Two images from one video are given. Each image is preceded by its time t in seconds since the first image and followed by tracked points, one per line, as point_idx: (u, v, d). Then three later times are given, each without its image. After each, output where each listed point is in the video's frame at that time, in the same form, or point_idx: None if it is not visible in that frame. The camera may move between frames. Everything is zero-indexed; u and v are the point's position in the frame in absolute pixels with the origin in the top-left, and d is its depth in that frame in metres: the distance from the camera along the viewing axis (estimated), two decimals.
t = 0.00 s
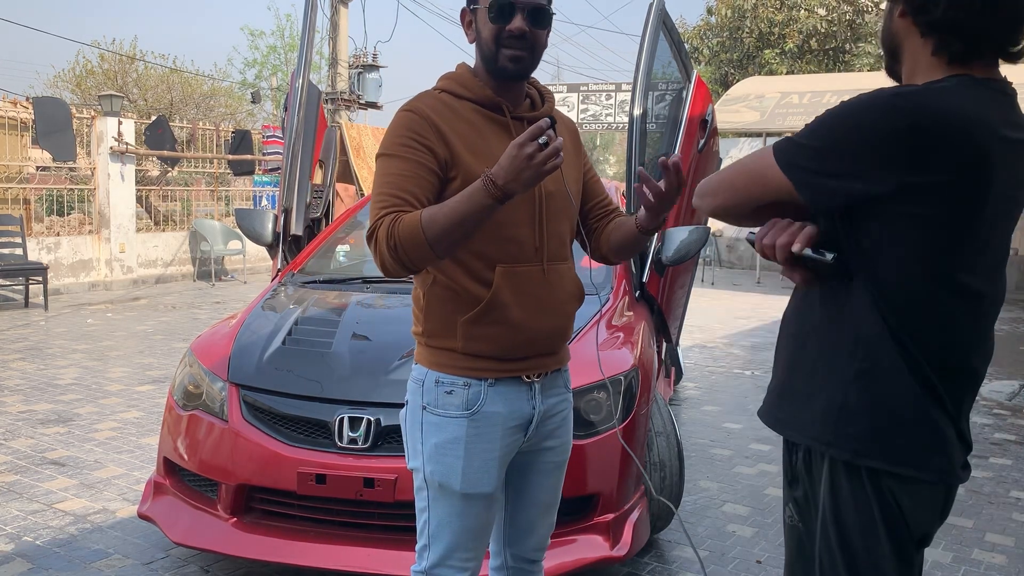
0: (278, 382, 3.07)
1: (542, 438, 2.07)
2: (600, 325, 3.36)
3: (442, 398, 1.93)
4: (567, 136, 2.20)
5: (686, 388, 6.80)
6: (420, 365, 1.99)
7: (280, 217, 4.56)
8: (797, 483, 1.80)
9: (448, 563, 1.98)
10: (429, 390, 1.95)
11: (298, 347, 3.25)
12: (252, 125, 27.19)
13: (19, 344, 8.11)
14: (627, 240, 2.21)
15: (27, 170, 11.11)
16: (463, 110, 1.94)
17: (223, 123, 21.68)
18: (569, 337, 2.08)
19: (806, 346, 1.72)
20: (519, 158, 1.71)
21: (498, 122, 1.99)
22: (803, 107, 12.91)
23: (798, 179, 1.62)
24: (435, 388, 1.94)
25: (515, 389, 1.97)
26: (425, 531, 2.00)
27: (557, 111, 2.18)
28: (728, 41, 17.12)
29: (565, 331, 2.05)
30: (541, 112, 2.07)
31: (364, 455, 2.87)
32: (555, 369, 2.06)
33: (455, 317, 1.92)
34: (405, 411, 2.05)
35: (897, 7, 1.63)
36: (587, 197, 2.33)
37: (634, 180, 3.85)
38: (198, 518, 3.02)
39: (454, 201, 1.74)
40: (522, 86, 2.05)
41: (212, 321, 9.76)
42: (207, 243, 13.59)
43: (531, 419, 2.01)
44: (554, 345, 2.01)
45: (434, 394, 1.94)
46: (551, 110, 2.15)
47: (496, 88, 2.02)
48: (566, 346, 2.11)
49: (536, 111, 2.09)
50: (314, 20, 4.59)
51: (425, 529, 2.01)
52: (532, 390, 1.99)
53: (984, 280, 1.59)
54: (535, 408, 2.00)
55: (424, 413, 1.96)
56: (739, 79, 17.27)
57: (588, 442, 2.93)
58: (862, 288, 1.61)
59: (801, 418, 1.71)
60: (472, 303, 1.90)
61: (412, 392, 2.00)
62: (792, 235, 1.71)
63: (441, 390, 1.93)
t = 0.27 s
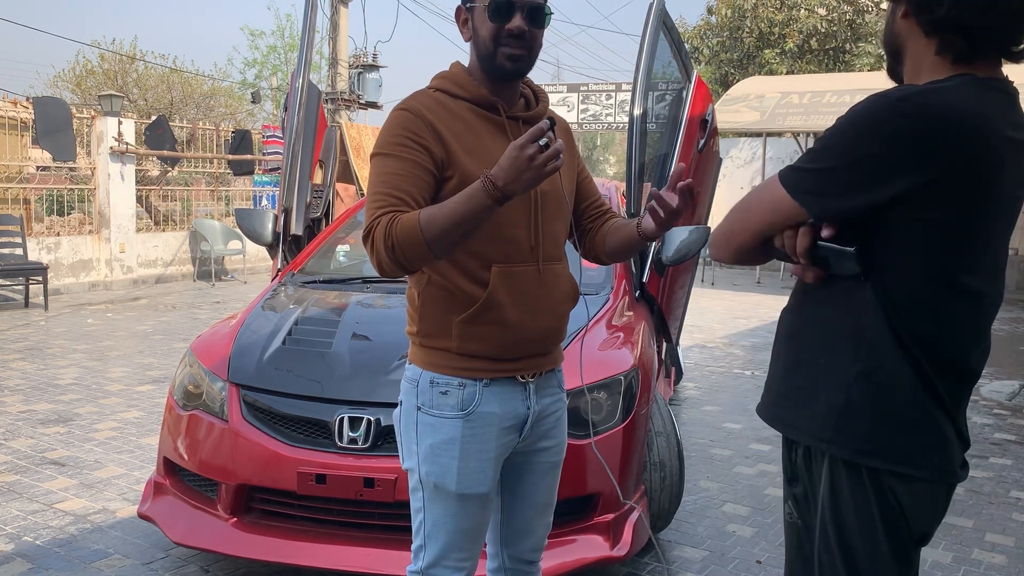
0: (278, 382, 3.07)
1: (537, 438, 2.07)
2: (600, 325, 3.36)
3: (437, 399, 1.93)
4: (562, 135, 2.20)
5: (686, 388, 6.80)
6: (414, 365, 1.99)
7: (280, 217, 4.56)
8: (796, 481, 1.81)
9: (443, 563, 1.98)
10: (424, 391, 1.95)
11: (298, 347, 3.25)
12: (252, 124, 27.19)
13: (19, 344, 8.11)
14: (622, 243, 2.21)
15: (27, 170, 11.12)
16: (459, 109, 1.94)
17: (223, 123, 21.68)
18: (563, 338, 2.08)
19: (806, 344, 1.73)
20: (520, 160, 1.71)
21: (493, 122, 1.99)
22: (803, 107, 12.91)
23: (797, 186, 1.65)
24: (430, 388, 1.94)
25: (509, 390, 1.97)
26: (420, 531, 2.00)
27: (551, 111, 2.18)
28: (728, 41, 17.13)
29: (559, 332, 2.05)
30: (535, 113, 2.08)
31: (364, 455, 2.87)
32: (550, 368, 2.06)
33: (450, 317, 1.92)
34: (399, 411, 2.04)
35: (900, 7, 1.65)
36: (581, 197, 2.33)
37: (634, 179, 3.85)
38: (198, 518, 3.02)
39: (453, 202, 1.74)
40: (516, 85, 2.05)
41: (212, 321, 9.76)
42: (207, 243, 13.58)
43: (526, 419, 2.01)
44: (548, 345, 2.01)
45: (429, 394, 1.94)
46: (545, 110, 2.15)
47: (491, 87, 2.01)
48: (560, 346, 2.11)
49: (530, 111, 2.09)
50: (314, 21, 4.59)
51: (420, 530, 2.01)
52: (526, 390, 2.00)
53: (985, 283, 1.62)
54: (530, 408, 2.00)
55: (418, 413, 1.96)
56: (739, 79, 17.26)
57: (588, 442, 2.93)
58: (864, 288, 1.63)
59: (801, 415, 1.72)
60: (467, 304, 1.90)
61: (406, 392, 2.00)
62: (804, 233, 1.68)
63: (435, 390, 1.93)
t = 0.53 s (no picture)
0: (278, 382, 3.07)
1: (536, 439, 2.07)
2: (600, 325, 3.36)
3: (437, 399, 1.93)
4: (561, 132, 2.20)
5: (686, 388, 6.80)
6: (413, 366, 1.99)
7: (280, 217, 4.56)
8: (798, 479, 1.81)
9: (443, 564, 1.98)
10: (424, 391, 1.95)
11: (298, 347, 3.25)
12: (253, 125, 27.20)
13: (19, 344, 8.11)
14: (632, 220, 2.19)
15: (27, 170, 11.12)
16: (456, 108, 1.94)
17: (222, 123, 21.68)
18: (562, 337, 2.08)
19: (807, 343, 1.73)
20: (521, 158, 1.71)
21: (490, 122, 1.99)
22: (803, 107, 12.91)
23: (799, 188, 1.65)
24: (429, 389, 1.94)
25: (509, 389, 1.97)
26: (420, 532, 2.00)
27: (548, 110, 2.18)
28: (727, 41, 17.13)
29: (559, 330, 2.05)
30: (531, 112, 2.08)
31: (364, 455, 2.87)
32: (549, 367, 2.07)
33: (449, 317, 1.92)
34: (398, 411, 2.04)
35: (899, 7, 1.65)
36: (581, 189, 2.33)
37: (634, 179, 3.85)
38: (198, 518, 3.02)
39: (454, 201, 1.74)
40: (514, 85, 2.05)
41: (212, 321, 9.76)
42: (207, 243, 13.58)
43: (526, 419, 2.01)
44: (548, 344, 2.02)
45: (429, 394, 1.94)
46: (541, 109, 2.15)
47: (489, 86, 2.01)
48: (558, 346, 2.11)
49: (526, 111, 2.10)
50: (314, 20, 4.59)
51: (419, 530, 2.01)
52: (526, 390, 2.00)
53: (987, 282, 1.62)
54: (530, 408, 2.01)
55: (418, 413, 1.96)
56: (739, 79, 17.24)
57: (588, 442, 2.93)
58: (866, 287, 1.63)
59: (802, 415, 1.72)
60: (467, 304, 1.90)
61: (405, 393, 2.00)
62: (806, 232, 1.68)
63: (435, 391, 1.93)
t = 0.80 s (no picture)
0: (278, 382, 3.07)
1: (537, 439, 2.07)
2: (600, 325, 3.36)
3: (437, 399, 1.93)
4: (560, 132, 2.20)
5: (686, 388, 6.80)
6: (414, 366, 1.99)
7: (280, 217, 4.56)
8: (795, 478, 1.81)
9: (442, 564, 1.98)
10: (424, 391, 1.95)
11: (298, 347, 3.25)
12: (253, 125, 27.20)
13: (19, 344, 8.11)
14: (605, 246, 2.20)
15: (27, 170, 11.11)
16: (456, 109, 1.94)
17: (222, 123, 21.67)
18: (563, 336, 2.08)
19: (809, 343, 1.74)
20: (520, 157, 1.71)
21: (490, 122, 1.99)
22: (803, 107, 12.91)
23: (806, 192, 1.66)
24: (430, 389, 1.94)
25: (509, 389, 1.97)
26: (420, 532, 2.00)
27: (547, 110, 2.19)
28: (727, 41, 17.14)
29: (559, 329, 2.05)
30: (531, 111, 2.08)
31: (364, 455, 2.87)
32: (550, 366, 2.07)
33: (450, 318, 1.91)
34: (398, 411, 2.04)
35: (899, 14, 1.65)
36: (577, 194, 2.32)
37: (634, 179, 3.85)
38: (198, 518, 3.02)
39: (453, 201, 1.74)
40: (513, 84, 2.04)
41: (212, 321, 9.76)
42: (207, 243, 13.58)
43: (526, 419, 2.01)
44: (548, 344, 2.02)
45: (429, 394, 1.94)
46: (541, 109, 2.15)
47: (488, 87, 2.01)
48: (558, 346, 2.11)
49: (526, 111, 2.10)
50: (314, 20, 4.59)
51: (420, 530, 2.01)
52: (526, 390, 2.00)
53: (989, 286, 1.63)
54: (530, 408, 2.01)
55: (418, 413, 1.96)
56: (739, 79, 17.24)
57: (588, 442, 2.93)
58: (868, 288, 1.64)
59: (803, 413, 1.73)
60: (467, 304, 1.90)
61: (406, 393, 2.00)
62: (812, 239, 1.68)
63: (436, 391, 1.93)
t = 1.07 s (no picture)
0: (278, 382, 3.07)
1: (537, 440, 2.07)
2: (600, 325, 3.36)
3: (437, 400, 1.93)
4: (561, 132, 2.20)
5: (686, 388, 6.80)
6: (414, 366, 1.99)
7: (280, 217, 4.56)
8: (795, 469, 1.88)
9: (443, 564, 1.98)
10: (424, 392, 1.95)
11: (298, 347, 3.25)
12: (253, 125, 27.21)
13: (19, 344, 8.12)
14: (612, 245, 2.21)
15: (27, 170, 11.12)
16: (456, 110, 1.94)
17: (222, 124, 21.67)
18: (563, 336, 2.08)
19: (809, 337, 1.81)
20: (521, 159, 1.71)
21: (489, 122, 1.99)
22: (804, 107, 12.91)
23: (814, 193, 1.71)
24: (430, 389, 1.94)
25: (509, 389, 1.97)
26: (420, 532, 2.00)
27: (547, 110, 2.19)
28: (728, 41, 17.15)
29: (560, 329, 2.04)
30: (532, 111, 2.08)
31: (364, 455, 2.87)
32: (551, 366, 2.06)
33: (450, 319, 1.91)
34: (398, 411, 2.04)
35: (900, 21, 1.71)
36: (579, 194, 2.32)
37: (634, 179, 3.85)
38: (199, 518, 3.02)
39: (454, 203, 1.74)
40: (513, 85, 2.04)
41: (212, 321, 9.76)
42: (207, 243, 13.58)
43: (526, 419, 2.01)
44: (549, 344, 2.01)
45: (429, 394, 1.94)
46: (541, 109, 2.15)
47: (488, 87, 2.01)
48: (559, 347, 2.10)
49: (526, 111, 2.10)
50: (314, 21, 4.59)
51: (420, 530, 2.01)
52: (527, 390, 2.00)
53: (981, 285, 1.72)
54: (530, 408, 2.01)
55: (419, 413, 1.96)
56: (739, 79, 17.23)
57: (588, 442, 2.93)
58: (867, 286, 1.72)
59: (804, 405, 1.80)
60: (468, 305, 1.90)
61: (406, 393, 2.00)
62: (818, 238, 1.75)
63: (436, 391, 1.93)
